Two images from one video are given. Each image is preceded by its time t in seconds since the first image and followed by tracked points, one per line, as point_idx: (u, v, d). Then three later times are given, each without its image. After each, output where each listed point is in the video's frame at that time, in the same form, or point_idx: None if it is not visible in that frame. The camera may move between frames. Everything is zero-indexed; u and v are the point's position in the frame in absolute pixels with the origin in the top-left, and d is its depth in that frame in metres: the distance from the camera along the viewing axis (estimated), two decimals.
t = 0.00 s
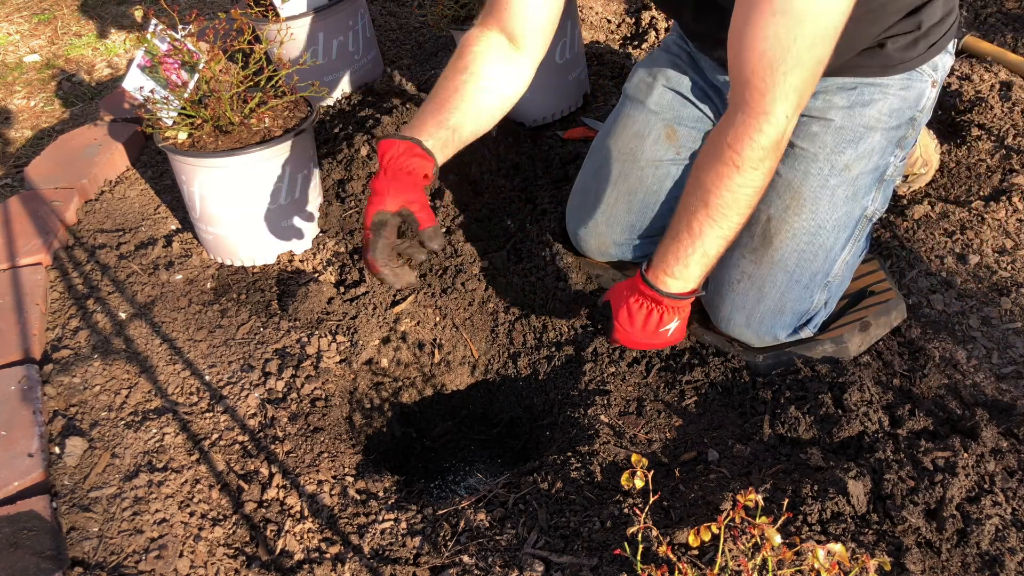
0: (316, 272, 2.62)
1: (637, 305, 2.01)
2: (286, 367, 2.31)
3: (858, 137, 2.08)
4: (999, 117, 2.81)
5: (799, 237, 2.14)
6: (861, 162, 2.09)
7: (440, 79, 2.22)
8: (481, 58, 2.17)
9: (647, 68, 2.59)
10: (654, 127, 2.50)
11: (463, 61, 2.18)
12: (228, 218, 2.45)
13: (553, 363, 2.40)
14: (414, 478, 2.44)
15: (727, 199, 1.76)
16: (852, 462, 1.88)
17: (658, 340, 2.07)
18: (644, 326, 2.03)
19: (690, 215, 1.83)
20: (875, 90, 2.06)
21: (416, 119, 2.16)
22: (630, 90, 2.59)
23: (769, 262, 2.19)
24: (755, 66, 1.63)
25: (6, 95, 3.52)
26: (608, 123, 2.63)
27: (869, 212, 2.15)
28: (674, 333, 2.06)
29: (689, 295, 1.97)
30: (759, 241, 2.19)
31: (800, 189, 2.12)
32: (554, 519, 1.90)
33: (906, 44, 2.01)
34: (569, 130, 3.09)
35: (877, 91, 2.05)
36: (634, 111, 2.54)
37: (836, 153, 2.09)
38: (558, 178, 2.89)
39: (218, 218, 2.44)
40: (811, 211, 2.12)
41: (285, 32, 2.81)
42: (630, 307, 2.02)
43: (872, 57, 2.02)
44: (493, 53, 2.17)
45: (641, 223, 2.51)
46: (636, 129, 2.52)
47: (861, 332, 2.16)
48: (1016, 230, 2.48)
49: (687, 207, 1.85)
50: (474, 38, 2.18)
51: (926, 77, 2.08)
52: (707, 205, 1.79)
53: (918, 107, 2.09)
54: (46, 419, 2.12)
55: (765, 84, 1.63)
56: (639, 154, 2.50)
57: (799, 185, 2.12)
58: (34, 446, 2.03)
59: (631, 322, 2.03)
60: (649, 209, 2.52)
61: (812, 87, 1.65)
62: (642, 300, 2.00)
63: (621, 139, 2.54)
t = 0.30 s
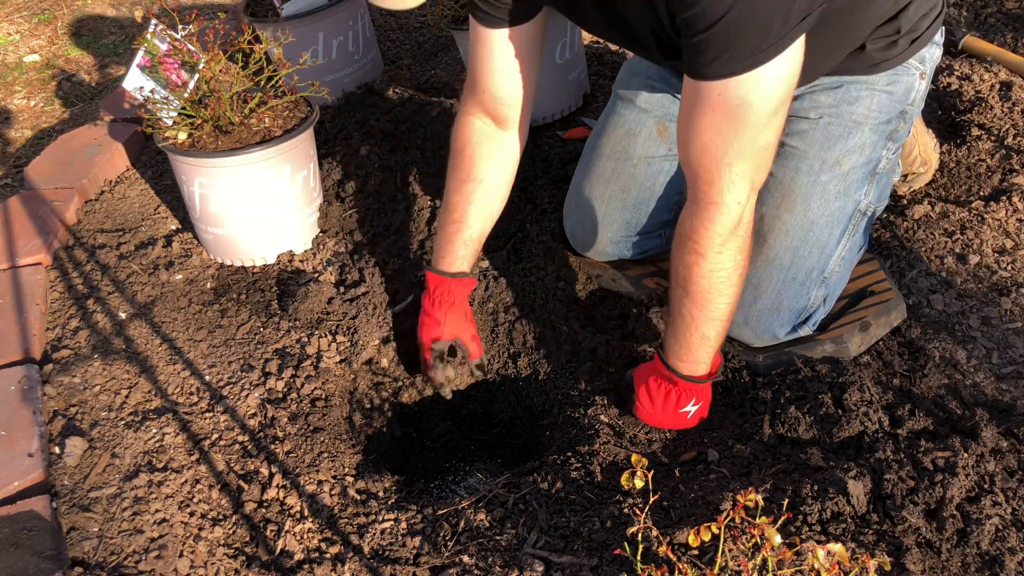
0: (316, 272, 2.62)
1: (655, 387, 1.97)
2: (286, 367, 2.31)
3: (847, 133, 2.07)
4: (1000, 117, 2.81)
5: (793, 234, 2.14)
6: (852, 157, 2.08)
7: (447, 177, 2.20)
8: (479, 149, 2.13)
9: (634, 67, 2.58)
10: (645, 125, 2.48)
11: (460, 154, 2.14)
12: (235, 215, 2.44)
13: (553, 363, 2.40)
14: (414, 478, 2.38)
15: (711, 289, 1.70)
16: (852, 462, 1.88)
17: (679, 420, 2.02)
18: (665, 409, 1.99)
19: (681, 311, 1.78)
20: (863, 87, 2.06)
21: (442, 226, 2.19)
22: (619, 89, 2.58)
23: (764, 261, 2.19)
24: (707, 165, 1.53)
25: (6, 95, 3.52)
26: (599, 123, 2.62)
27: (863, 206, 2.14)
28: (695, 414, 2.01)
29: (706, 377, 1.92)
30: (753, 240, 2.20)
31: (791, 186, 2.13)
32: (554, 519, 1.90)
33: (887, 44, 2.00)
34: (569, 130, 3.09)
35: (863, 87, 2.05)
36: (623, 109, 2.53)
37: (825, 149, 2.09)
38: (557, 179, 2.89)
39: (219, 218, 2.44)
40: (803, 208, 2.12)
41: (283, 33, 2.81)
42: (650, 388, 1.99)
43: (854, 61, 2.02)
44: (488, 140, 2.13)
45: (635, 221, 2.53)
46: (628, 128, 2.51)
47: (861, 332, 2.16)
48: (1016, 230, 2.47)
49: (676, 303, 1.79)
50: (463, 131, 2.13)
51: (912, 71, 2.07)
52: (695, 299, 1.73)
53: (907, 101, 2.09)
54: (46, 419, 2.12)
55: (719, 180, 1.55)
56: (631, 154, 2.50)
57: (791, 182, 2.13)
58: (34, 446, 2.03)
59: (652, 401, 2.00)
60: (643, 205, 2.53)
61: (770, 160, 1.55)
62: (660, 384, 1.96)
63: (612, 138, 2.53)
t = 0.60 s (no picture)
0: (316, 272, 2.63)
1: (658, 401, 1.99)
2: (286, 367, 2.31)
3: (844, 130, 2.04)
4: (1000, 117, 2.81)
5: (792, 233, 2.14)
6: (850, 153, 2.06)
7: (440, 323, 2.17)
8: (468, 296, 2.11)
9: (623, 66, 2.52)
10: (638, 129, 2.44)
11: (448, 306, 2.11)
12: (238, 212, 2.43)
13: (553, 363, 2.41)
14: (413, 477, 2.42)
15: (707, 311, 1.69)
16: (852, 462, 1.88)
17: (680, 430, 2.04)
18: (667, 420, 2.01)
19: (679, 331, 1.78)
20: (858, 83, 1.99)
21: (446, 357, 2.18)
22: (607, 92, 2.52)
23: (764, 262, 2.20)
24: (685, 199, 1.50)
25: (6, 95, 3.52)
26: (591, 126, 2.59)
27: (863, 200, 2.13)
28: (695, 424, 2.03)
29: (708, 391, 1.96)
30: (753, 241, 2.21)
31: (788, 186, 2.12)
32: (554, 519, 1.90)
33: (875, 40, 1.90)
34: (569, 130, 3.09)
35: (858, 84, 1.99)
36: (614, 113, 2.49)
37: (822, 147, 2.07)
38: (557, 179, 2.90)
39: (219, 218, 2.44)
40: (802, 207, 2.12)
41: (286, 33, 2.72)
42: (652, 400, 2.01)
43: (844, 61, 1.94)
44: (475, 289, 2.11)
45: (629, 224, 2.55)
46: (619, 133, 2.46)
47: (861, 332, 2.16)
48: (1016, 230, 2.48)
49: (673, 322, 1.79)
50: (450, 284, 2.09)
51: (908, 60, 2.01)
52: (691, 322, 1.73)
53: (906, 89, 2.04)
54: (46, 419, 2.12)
55: (700, 212, 1.51)
56: (625, 159, 2.49)
57: (787, 182, 2.13)
58: (34, 446, 2.03)
59: (654, 413, 2.02)
60: (636, 208, 2.55)
61: (749, 177, 1.50)
62: (661, 397, 1.99)
63: (604, 143, 2.50)
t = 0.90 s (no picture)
0: (316, 272, 2.64)
1: (659, 403, 1.99)
2: (286, 367, 2.32)
3: (847, 135, 2.03)
4: (1000, 117, 2.81)
5: (794, 239, 2.15)
6: (853, 159, 2.05)
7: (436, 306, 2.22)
8: (464, 280, 2.16)
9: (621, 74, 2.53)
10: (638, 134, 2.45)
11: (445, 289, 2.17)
12: (239, 204, 2.41)
13: (553, 363, 2.42)
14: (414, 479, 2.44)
15: (699, 317, 1.69)
16: (852, 462, 1.88)
17: (680, 431, 2.04)
18: (668, 423, 2.01)
19: (674, 338, 1.78)
20: (863, 87, 1.97)
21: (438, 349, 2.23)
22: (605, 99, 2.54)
23: (765, 267, 2.21)
24: (669, 210, 1.49)
25: (6, 95, 3.52)
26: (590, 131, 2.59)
27: (865, 205, 2.14)
28: (695, 424, 2.04)
29: (705, 392, 1.96)
30: (755, 245, 2.21)
31: (791, 191, 2.11)
32: (554, 519, 1.90)
33: (881, 41, 1.85)
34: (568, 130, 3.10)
35: (863, 87, 1.97)
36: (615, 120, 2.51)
37: (825, 152, 2.05)
38: (557, 179, 2.90)
39: (220, 217, 2.43)
40: (804, 213, 2.12)
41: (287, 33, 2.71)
42: (653, 403, 2.00)
43: (849, 65, 1.89)
44: (471, 272, 2.16)
45: (629, 226, 2.54)
46: (619, 138, 2.47)
47: (861, 333, 2.16)
48: (1016, 230, 2.48)
49: (666, 327, 1.78)
50: (445, 268, 2.14)
51: (913, 61, 1.98)
52: (685, 328, 1.73)
53: (911, 92, 2.02)
54: (47, 419, 2.12)
55: (686, 223, 1.50)
56: (625, 164, 2.50)
57: (789, 188, 2.11)
58: (34, 446, 2.03)
59: (655, 416, 2.01)
60: (636, 212, 2.54)
61: (736, 185, 1.48)
62: (661, 401, 1.98)
63: (605, 149, 2.51)
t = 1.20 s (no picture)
0: (316, 272, 2.64)
1: (659, 403, 1.99)
2: (286, 367, 2.32)
3: (854, 134, 2.03)
4: (1000, 117, 2.81)
5: (798, 237, 2.14)
6: (859, 159, 2.05)
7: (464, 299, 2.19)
8: (491, 265, 2.13)
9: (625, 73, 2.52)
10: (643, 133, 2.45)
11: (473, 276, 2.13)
12: (239, 201, 2.40)
13: (553, 363, 2.43)
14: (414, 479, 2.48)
15: (702, 317, 1.69)
16: (852, 462, 1.88)
17: (680, 431, 2.04)
18: (668, 422, 2.01)
19: (679, 337, 1.77)
20: (871, 87, 1.97)
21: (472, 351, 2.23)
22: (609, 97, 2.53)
23: (769, 265, 2.21)
24: (677, 209, 1.49)
25: (6, 95, 3.52)
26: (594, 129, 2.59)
27: (871, 205, 2.13)
28: (695, 424, 2.04)
29: (706, 393, 1.96)
30: (759, 243, 2.21)
31: (796, 189, 2.11)
32: (554, 519, 1.90)
33: (891, 42, 1.85)
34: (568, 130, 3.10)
35: (871, 87, 1.97)
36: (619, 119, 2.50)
37: (832, 151, 2.05)
38: (557, 179, 2.90)
39: (220, 217, 2.43)
40: (809, 211, 2.12)
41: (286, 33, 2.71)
42: (654, 403, 2.00)
43: (858, 64, 1.90)
44: (496, 254, 2.12)
45: (632, 226, 2.56)
46: (624, 137, 2.47)
47: (862, 332, 2.16)
48: (1016, 230, 2.47)
49: (671, 327, 1.78)
50: (470, 255, 2.11)
51: (921, 63, 1.99)
52: (689, 328, 1.72)
53: (918, 93, 2.03)
54: (46, 419, 2.12)
55: (694, 222, 1.50)
56: (629, 164, 2.50)
57: (795, 186, 2.11)
58: (34, 446, 2.03)
59: (656, 416, 2.01)
60: (640, 212, 2.56)
61: (745, 186, 1.47)
62: (662, 400, 1.98)
63: (609, 148, 2.51)
